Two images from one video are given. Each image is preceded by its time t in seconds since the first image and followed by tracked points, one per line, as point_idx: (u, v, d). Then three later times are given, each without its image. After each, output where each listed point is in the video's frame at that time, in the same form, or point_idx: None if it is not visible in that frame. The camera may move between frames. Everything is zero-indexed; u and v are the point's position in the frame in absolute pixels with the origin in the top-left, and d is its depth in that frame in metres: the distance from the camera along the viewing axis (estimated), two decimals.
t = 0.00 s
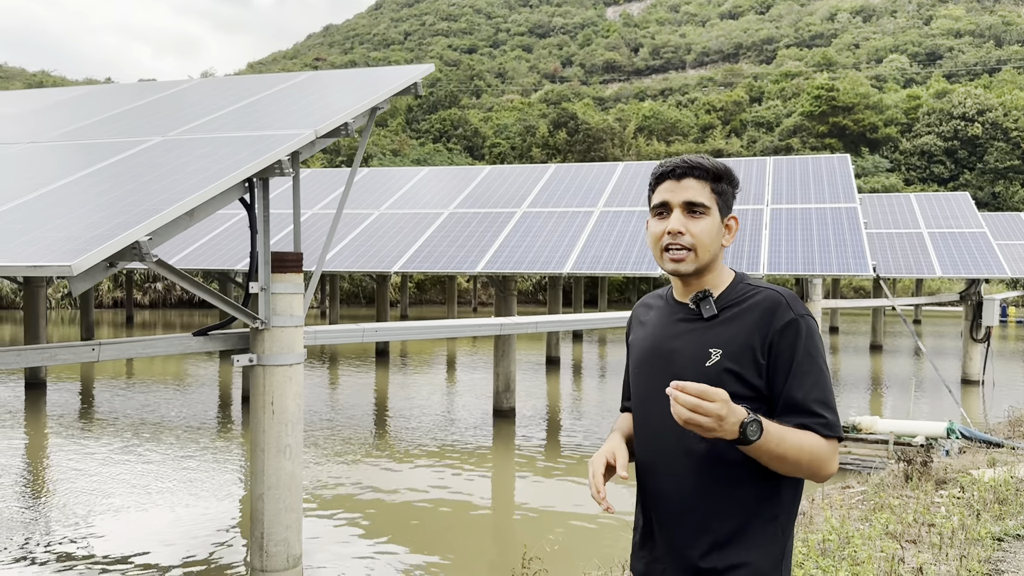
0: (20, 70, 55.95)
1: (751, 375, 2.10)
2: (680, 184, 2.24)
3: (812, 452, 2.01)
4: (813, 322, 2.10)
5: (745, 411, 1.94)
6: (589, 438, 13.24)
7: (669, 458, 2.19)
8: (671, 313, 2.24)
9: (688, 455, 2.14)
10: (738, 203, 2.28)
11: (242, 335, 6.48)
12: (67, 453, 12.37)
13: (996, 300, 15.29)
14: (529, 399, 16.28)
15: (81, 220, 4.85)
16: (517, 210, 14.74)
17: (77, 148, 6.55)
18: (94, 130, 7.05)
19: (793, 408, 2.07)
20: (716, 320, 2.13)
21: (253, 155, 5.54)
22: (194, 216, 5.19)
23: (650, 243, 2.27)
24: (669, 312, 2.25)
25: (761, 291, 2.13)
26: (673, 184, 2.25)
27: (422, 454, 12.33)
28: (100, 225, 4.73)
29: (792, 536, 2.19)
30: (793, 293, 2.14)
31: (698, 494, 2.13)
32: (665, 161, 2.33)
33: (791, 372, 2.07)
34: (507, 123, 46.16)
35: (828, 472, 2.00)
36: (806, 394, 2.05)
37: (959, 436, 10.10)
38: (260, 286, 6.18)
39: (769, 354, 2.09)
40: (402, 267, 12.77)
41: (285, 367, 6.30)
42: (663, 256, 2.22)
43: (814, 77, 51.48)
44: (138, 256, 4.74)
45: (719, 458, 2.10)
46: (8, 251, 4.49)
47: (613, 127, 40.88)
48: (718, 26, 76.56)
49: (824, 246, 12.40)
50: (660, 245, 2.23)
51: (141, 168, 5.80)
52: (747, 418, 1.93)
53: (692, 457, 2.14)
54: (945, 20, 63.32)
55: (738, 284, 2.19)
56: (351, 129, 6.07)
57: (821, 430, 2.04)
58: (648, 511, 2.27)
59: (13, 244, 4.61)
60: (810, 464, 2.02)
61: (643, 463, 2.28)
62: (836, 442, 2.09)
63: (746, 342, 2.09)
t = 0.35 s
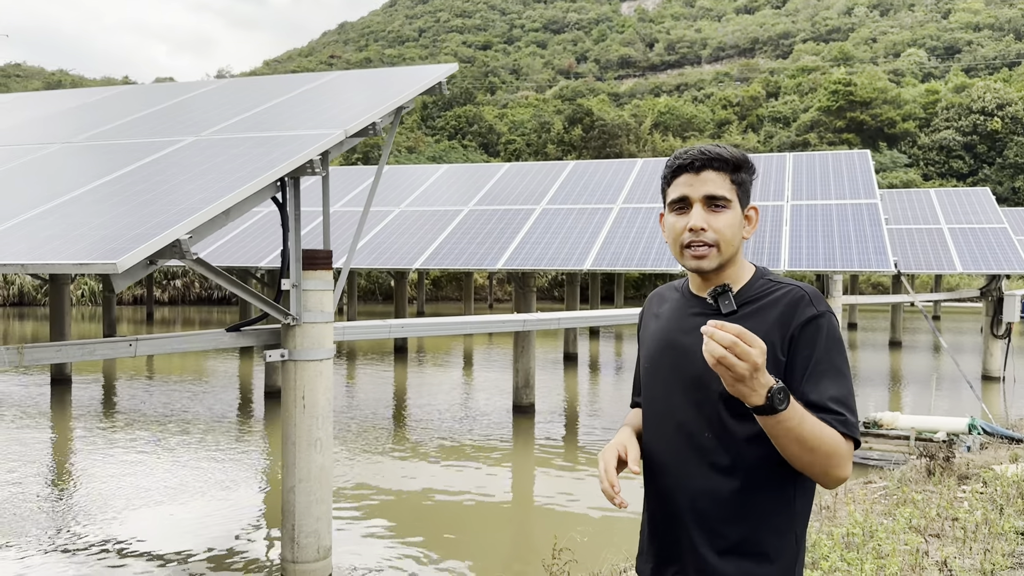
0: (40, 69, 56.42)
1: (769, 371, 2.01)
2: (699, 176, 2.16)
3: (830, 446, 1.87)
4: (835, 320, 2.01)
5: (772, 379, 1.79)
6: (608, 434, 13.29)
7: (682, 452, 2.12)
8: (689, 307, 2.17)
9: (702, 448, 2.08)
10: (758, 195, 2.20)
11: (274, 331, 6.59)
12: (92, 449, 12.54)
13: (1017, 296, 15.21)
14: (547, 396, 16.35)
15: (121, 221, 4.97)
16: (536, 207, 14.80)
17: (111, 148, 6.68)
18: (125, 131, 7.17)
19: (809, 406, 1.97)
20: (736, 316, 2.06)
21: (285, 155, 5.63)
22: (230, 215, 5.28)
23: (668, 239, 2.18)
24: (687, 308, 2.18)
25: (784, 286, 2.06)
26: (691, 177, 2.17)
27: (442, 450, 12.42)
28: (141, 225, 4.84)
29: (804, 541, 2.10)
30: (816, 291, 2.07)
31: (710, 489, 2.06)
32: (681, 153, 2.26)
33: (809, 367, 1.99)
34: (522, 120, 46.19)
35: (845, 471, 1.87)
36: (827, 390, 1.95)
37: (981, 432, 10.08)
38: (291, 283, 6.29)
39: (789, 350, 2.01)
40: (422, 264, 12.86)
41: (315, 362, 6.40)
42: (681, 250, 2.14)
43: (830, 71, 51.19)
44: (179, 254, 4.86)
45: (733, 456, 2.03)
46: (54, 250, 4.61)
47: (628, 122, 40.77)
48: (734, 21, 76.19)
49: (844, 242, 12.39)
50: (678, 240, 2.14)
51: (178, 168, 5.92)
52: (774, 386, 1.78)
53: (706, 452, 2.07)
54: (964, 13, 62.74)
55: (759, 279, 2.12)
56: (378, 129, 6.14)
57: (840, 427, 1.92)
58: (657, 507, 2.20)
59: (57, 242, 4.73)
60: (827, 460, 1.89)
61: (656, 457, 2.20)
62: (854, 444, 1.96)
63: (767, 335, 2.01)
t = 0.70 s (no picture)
0: (56, 69, 56.87)
1: (770, 374, 1.96)
2: (671, 185, 2.11)
3: (833, 459, 1.86)
4: (835, 321, 1.96)
5: (767, 415, 1.79)
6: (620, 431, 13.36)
7: (679, 455, 2.08)
8: (683, 308, 2.12)
9: (700, 452, 2.04)
10: (745, 192, 2.13)
11: (294, 329, 6.67)
12: (110, 446, 12.68)
13: None
14: (560, 393, 16.44)
15: (145, 223, 5.05)
16: (550, 205, 14.85)
17: (136, 149, 6.80)
18: (146, 132, 7.29)
19: (810, 413, 1.93)
20: (731, 318, 2.01)
21: (304, 156, 5.69)
22: (251, 216, 5.34)
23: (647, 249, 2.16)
24: (680, 307, 2.13)
25: (782, 287, 2.00)
26: (665, 186, 2.12)
27: (457, 448, 12.53)
28: (164, 226, 4.93)
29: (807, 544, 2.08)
30: (814, 288, 2.01)
31: (708, 493, 2.03)
32: (659, 155, 2.19)
33: (809, 374, 1.94)
34: (534, 117, 46.29)
35: (851, 481, 1.84)
36: (828, 402, 1.91)
37: (995, 429, 10.07)
38: (310, 282, 6.36)
39: (789, 355, 1.96)
40: (437, 262, 12.94)
41: (333, 360, 6.48)
42: (662, 260, 2.11)
43: (845, 67, 50.92)
44: (203, 253, 4.94)
45: (732, 464, 1.99)
46: (80, 251, 4.69)
47: (640, 119, 40.75)
48: (747, 17, 75.89)
49: (858, 238, 12.38)
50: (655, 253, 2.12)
51: (200, 169, 6.01)
52: (771, 423, 1.78)
53: (705, 457, 2.03)
54: (980, 8, 62.22)
55: (756, 277, 2.07)
56: (395, 129, 6.18)
57: (842, 436, 1.89)
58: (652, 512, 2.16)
59: (84, 242, 4.82)
60: (832, 473, 1.88)
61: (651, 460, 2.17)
62: (859, 451, 1.94)
63: (766, 339, 1.96)
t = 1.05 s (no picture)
0: (70, 72, 57.30)
1: (735, 376, 2.03)
2: (619, 193, 2.14)
3: (800, 459, 2.01)
4: (794, 324, 2.06)
5: (736, 434, 1.93)
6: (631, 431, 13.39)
7: (646, 458, 2.11)
8: (641, 311, 2.15)
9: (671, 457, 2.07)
10: (694, 192, 2.18)
11: (308, 328, 6.76)
12: (125, 445, 12.81)
13: None
14: (571, 392, 16.48)
15: (165, 224, 5.15)
16: (561, 206, 14.91)
17: (154, 152, 6.91)
18: (164, 135, 7.41)
19: (776, 412, 2.04)
20: (695, 319, 2.05)
21: (318, 158, 5.78)
22: (268, 217, 5.45)
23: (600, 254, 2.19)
24: (639, 310, 2.15)
25: (740, 287, 2.07)
26: (615, 193, 2.15)
27: (468, 447, 12.61)
28: (183, 227, 5.03)
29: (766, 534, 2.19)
30: (771, 287, 2.10)
31: (679, 496, 2.07)
32: (607, 160, 2.21)
33: (774, 373, 2.04)
34: (545, 118, 46.38)
35: (819, 477, 2.00)
36: (793, 400, 2.03)
37: (1006, 427, 10.08)
38: (325, 282, 6.45)
39: (753, 356, 2.04)
40: (449, 262, 13.03)
41: (347, 358, 6.56)
42: (616, 266, 2.14)
43: (857, 66, 50.67)
44: (222, 254, 5.04)
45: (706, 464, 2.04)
46: (102, 251, 4.80)
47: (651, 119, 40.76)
48: (759, 16, 75.62)
49: (869, 238, 12.39)
50: (610, 258, 2.15)
51: (217, 171, 6.12)
52: (740, 441, 1.92)
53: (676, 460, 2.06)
54: (995, 6, 61.76)
55: (711, 277, 2.14)
56: (407, 131, 6.26)
57: (807, 433, 2.04)
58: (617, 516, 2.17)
59: (105, 243, 4.93)
60: (799, 469, 2.02)
61: (615, 463, 2.19)
62: (820, 443, 2.09)
63: (731, 343, 2.02)
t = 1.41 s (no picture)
0: (82, 75, 57.68)
1: (679, 374, 2.07)
2: (567, 183, 2.20)
3: (737, 456, 2.06)
4: (732, 322, 2.12)
5: (672, 437, 1.97)
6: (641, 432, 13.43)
7: (592, 458, 2.11)
8: (585, 310, 2.18)
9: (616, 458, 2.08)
10: (636, 191, 2.25)
11: (326, 329, 6.85)
12: (141, 446, 12.94)
13: None
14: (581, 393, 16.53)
15: (187, 229, 5.23)
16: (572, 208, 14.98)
17: (172, 158, 6.99)
18: (181, 140, 7.50)
19: (716, 407, 2.09)
20: (638, 317, 2.09)
21: (337, 162, 5.85)
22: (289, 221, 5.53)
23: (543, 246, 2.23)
24: (582, 310, 2.18)
25: (680, 285, 2.13)
26: (561, 184, 2.21)
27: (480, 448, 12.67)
28: (206, 231, 5.12)
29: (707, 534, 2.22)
30: (711, 287, 2.16)
31: (625, 495, 2.08)
32: (554, 157, 2.27)
33: (714, 370, 2.09)
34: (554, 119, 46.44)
35: (756, 469, 2.05)
36: (732, 395, 2.08)
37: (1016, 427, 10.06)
38: (342, 284, 6.53)
39: (696, 353, 2.09)
40: (461, 264, 13.11)
41: (364, 359, 6.63)
42: (557, 258, 2.18)
43: (868, 66, 50.57)
44: (243, 257, 5.11)
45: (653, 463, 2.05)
46: (127, 255, 4.87)
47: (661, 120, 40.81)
48: (768, 16, 75.49)
49: (880, 238, 12.40)
50: (554, 250, 2.19)
51: (236, 176, 6.21)
52: (675, 445, 1.97)
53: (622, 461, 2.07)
54: (1006, 5, 61.49)
55: (650, 279, 2.19)
56: (422, 135, 6.31)
57: (744, 427, 2.08)
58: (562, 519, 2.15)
59: (129, 248, 5.00)
60: (736, 465, 2.07)
61: (557, 466, 2.17)
62: (759, 440, 2.14)
63: (676, 339, 2.07)
